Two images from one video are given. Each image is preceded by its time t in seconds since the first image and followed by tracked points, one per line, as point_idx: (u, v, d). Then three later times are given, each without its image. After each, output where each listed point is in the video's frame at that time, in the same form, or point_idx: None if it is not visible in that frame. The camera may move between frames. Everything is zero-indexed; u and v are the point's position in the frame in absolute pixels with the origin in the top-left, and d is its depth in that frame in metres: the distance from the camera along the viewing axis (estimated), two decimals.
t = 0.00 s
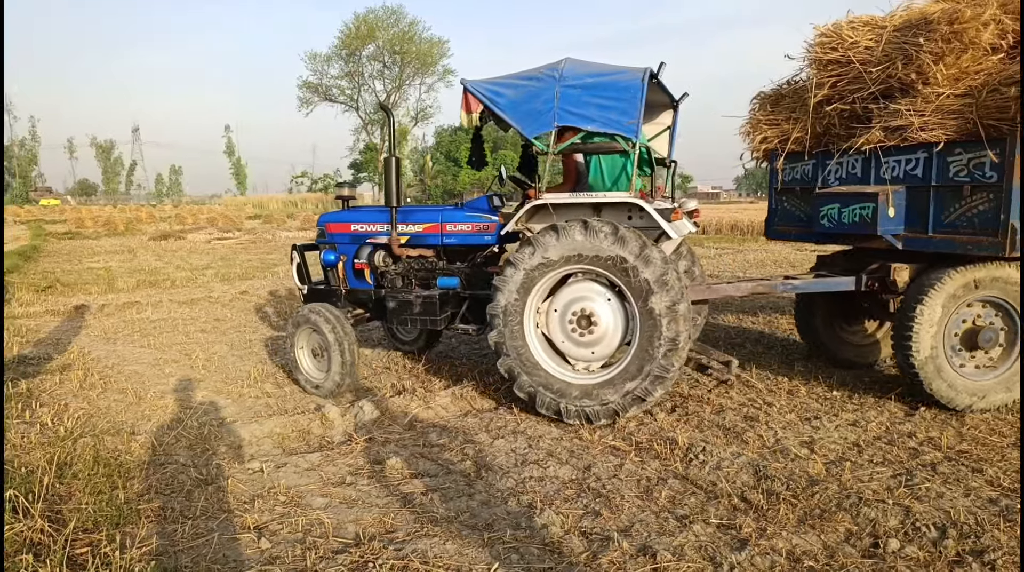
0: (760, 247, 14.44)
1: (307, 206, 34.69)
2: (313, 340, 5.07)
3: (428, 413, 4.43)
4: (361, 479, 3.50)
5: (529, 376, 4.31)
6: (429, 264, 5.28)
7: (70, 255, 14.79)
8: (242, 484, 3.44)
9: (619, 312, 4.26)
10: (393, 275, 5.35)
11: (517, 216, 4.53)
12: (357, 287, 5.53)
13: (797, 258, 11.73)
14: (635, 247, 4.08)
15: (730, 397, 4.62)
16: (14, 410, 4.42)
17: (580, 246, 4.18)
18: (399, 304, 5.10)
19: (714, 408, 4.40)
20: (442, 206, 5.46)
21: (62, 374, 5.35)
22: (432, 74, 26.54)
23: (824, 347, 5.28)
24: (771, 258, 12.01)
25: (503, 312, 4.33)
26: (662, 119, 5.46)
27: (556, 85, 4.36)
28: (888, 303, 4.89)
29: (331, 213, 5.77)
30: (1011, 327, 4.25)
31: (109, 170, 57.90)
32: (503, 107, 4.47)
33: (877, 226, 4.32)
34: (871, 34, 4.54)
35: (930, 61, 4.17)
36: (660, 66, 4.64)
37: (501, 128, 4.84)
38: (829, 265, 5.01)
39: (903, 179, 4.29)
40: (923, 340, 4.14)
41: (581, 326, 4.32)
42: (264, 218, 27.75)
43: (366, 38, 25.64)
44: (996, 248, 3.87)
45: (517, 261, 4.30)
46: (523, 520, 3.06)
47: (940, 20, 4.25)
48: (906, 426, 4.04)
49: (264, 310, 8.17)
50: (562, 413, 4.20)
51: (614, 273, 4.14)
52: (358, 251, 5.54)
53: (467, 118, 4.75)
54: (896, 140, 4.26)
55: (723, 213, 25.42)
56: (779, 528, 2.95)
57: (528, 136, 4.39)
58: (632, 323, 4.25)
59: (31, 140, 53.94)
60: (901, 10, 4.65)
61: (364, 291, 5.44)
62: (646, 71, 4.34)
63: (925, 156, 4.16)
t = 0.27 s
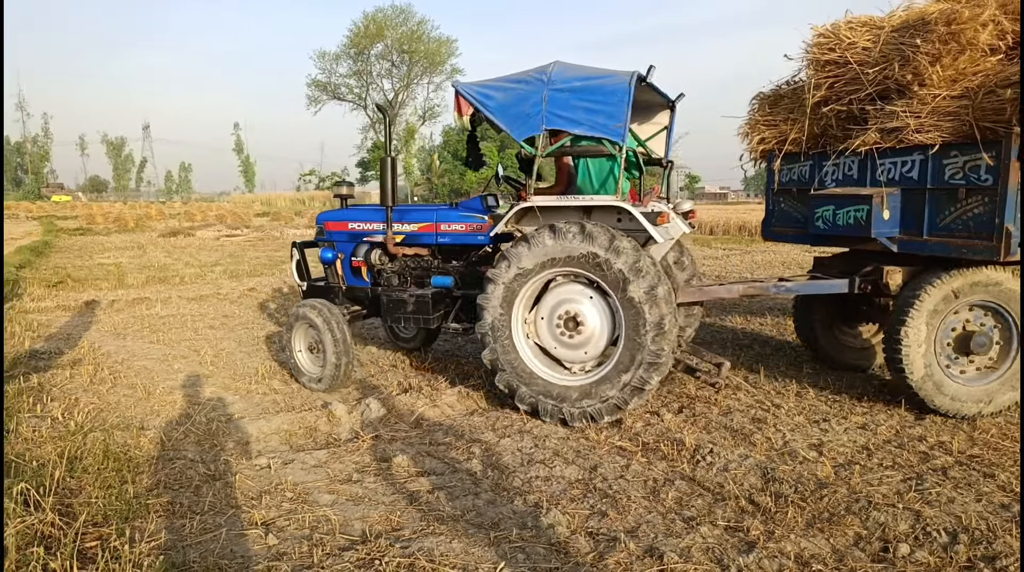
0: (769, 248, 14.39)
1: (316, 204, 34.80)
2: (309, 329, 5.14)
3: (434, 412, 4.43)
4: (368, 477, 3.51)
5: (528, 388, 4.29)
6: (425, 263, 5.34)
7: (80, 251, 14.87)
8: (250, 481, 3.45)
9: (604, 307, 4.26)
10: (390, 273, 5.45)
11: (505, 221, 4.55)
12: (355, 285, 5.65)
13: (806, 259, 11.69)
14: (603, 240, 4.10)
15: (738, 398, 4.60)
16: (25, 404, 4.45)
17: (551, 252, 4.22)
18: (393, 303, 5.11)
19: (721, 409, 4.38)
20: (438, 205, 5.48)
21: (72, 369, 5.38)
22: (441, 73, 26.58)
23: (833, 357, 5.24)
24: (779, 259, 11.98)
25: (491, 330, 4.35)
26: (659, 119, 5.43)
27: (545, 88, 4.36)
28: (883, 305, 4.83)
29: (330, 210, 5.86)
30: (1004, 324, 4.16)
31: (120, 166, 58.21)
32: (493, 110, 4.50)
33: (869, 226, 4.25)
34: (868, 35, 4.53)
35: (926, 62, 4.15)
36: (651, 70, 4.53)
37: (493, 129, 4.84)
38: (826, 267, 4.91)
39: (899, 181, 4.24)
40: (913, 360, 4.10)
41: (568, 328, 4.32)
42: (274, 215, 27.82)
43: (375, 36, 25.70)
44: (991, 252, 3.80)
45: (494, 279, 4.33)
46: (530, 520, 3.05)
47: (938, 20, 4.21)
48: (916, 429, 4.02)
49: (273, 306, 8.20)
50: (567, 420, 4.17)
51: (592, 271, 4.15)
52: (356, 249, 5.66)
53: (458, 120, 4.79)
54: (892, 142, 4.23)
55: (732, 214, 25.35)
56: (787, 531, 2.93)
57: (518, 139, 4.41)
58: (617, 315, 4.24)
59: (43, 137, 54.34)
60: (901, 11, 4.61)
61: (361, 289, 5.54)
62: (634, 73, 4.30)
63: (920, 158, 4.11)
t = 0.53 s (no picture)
0: (777, 248, 14.33)
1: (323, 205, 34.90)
2: (305, 324, 5.25)
3: (442, 413, 4.43)
4: (377, 478, 3.51)
5: (530, 396, 4.30)
6: (422, 264, 5.41)
7: (89, 253, 14.94)
8: (259, 482, 3.46)
9: (590, 303, 4.27)
10: (387, 274, 5.51)
11: (497, 225, 4.58)
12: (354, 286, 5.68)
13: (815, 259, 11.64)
14: (575, 237, 4.15)
15: (747, 399, 4.58)
16: (35, 405, 4.48)
17: (527, 260, 4.28)
18: (389, 304, 5.25)
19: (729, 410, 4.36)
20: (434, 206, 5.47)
21: (82, 370, 5.41)
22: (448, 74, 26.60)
23: (834, 359, 5.19)
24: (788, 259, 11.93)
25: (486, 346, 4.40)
26: (655, 120, 5.40)
27: (534, 92, 4.39)
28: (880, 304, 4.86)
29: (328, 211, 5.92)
30: (996, 319, 4.12)
31: (128, 168, 58.52)
32: (485, 114, 4.53)
33: (864, 226, 4.25)
34: (864, 34, 4.50)
35: (920, 62, 4.16)
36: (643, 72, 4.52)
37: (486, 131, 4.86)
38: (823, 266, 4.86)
39: (893, 181, 4.23)
40: (909, 373, 4.09)
41: (560, 329, 4.34)
42: (282, 216, 27.91)
43: (382, 37, 25.75)
44: (982, 252, 3.84)
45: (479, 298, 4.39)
46: (538, 521, 3.05)
47: (931, 19, 4.23)
48: (927, 430, 3.99)
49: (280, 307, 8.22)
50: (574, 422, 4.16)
51: (573, 270, 4.18)
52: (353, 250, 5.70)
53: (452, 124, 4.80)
54: (886, 142, 4.20)
55: (740, 214, 25.26)
56: (798, 532, 2.92)
57: (508, 142, 4.44)
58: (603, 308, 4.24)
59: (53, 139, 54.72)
60: (897, 10, 4.59)
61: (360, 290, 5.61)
62: (623, 77, 4.31)
63: (914, 157, 4.10)
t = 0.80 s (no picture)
0: (786, 248, 14.28)
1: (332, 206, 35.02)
2: (303, 326, 5.34)
3: (451, 414, 4.44)
4: (385, 479, 3.51)
5: (535, 401, 4.32)
6: (421, 264, 5.42)
7: (100, 255, 15.02)
8: (268, 482, 3.47)
9: (578, 298, 4.35)
10: (386, 274, 5.52)
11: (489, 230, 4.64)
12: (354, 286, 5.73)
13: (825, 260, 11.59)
14: (552, 236, 4.24)
15: (756, 400, 4.56)
16: (47, 406, 4.51)
17: (509, 270, 4.37)
18: (387, 303, 5.28)
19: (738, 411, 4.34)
20: (433, 208, 5.53)
21: (93, 371, 5.44)
22: (455, 75, 26.64)
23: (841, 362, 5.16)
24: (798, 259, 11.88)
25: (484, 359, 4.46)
26: (652, 122, 5.41)
27: (527, 95, 4.40)
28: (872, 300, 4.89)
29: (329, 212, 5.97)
30: (987, 315, 4.07)
31: (138, 170, 58.89)
32: (479, 116, 4.53)
33: (858, 228, 4.26)
34: (861, 34, 4.52)
35: (916, 60, 4.11)
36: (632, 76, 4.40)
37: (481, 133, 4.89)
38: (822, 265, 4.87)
39: (890, 181, 4.21)
40: (908, 385, 4.07)
41: (553, 329, 4.42)
42: (292, 218, 28.01)
43: (389, 39, 25.82)
44: (977, 253, 3.79)
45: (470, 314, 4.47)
46: (547, 522, 3.04)
47: (928, 17, 4.21)
48: (938, 431, 3.96)
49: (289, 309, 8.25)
50: (581, 420, 4.19)
51: (558, 269, 4.26)
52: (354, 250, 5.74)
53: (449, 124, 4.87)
54: (882, 142, 4.18)
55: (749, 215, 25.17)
56: (808, 534, 2.90)
57: (501, 144, 4.45)
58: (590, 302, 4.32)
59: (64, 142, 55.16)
60: (896, 8, 4.56)
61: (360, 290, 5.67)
62: (615, 81, 4.33)
63: (910, 157, 4.08)
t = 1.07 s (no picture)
0: (795, 249, 14.22)
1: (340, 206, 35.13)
2: (302, 331, 5.43)
3: (459, 414, 4.44)
4: (393, 478, 3.52)
5: (539, 401, 4.31)
6: (419, 263, 5.42)
7: (111, 254, 15.11)
8: (277, 481, 3.48)
9: (563, 293, 4.37)
10: (385, 273, 5.55)
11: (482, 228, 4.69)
12: (354, 286, 5.80)
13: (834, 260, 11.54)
14: (523, 236, 4.33)
15: (765, 401, 4.54)
16: (58, 404, 4.55)
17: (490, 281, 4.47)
18: (384, 302, 5.32)
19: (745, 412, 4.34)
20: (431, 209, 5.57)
21: (103, 369, 5.48)
22: (463, 75, 26.66)
23: (846, 364, 5.13)
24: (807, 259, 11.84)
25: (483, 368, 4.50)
26: (649, 122, 5.39)
27: (517, 96, 4.42)
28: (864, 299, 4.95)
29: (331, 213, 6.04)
30: (973, 313, 4.04)
31: (148, 170, 59.25)
32: (470, 117, 4.56)
33: (852, 229, 4.23)
34: (859, 32, 4.49)
35: (912, 60, 4.09)
36: (620, 75, 4.34)
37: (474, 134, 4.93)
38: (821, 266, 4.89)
39: (885, 182, 4.19)
40: (909, 398, 4.05)
41: (543, 327, 4.44)
42: (301, 218, 28.12)
43: (397, 39, 25.87)
44: (970, 255, 3.78)
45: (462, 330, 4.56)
46: (555, 522, 3.04)
47: (925, 16, 4.18)
48: (949, 434, 3.94)
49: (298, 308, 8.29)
50: (587, 412, 4.18)
51: (538, 267, 4.31)
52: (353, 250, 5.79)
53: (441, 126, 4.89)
54: (878, 143, 4.16)
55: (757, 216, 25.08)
56: (817, 536, 2.89)
57: (492, 145, 4.47)
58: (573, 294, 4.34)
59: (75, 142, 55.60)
60: (896, 6, 4.52)
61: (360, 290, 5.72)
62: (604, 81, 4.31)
63: (905, 158, 4.06)
